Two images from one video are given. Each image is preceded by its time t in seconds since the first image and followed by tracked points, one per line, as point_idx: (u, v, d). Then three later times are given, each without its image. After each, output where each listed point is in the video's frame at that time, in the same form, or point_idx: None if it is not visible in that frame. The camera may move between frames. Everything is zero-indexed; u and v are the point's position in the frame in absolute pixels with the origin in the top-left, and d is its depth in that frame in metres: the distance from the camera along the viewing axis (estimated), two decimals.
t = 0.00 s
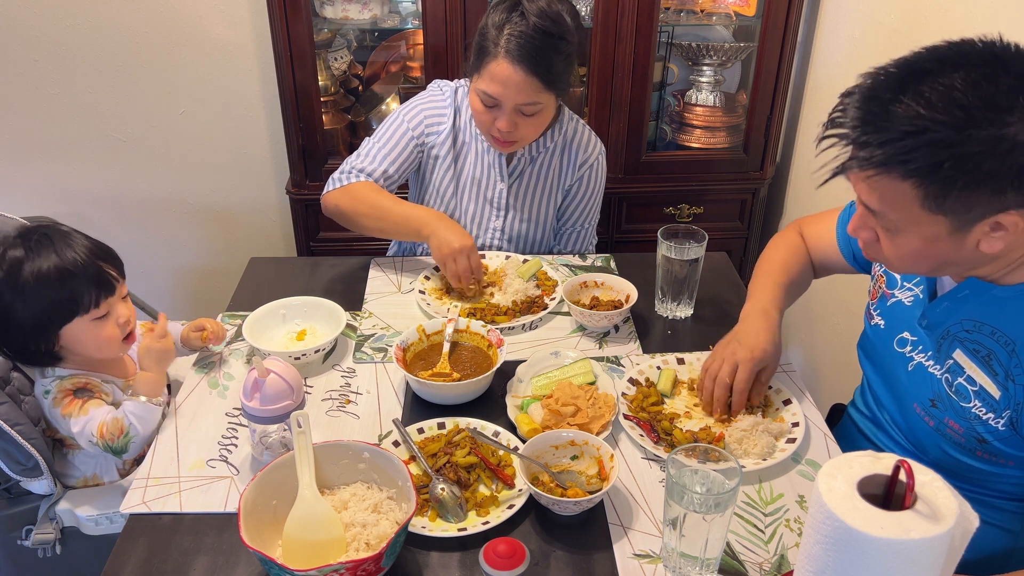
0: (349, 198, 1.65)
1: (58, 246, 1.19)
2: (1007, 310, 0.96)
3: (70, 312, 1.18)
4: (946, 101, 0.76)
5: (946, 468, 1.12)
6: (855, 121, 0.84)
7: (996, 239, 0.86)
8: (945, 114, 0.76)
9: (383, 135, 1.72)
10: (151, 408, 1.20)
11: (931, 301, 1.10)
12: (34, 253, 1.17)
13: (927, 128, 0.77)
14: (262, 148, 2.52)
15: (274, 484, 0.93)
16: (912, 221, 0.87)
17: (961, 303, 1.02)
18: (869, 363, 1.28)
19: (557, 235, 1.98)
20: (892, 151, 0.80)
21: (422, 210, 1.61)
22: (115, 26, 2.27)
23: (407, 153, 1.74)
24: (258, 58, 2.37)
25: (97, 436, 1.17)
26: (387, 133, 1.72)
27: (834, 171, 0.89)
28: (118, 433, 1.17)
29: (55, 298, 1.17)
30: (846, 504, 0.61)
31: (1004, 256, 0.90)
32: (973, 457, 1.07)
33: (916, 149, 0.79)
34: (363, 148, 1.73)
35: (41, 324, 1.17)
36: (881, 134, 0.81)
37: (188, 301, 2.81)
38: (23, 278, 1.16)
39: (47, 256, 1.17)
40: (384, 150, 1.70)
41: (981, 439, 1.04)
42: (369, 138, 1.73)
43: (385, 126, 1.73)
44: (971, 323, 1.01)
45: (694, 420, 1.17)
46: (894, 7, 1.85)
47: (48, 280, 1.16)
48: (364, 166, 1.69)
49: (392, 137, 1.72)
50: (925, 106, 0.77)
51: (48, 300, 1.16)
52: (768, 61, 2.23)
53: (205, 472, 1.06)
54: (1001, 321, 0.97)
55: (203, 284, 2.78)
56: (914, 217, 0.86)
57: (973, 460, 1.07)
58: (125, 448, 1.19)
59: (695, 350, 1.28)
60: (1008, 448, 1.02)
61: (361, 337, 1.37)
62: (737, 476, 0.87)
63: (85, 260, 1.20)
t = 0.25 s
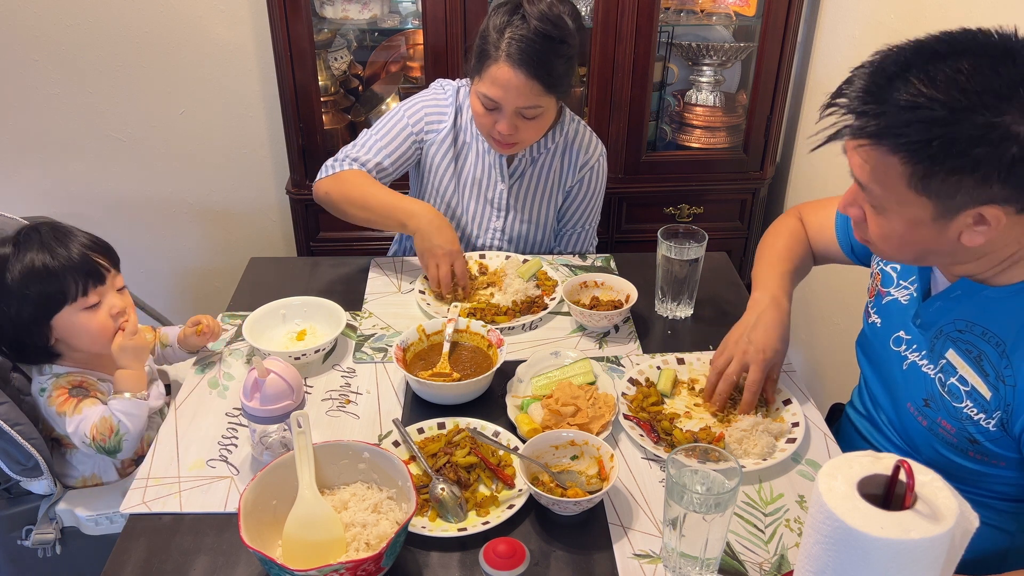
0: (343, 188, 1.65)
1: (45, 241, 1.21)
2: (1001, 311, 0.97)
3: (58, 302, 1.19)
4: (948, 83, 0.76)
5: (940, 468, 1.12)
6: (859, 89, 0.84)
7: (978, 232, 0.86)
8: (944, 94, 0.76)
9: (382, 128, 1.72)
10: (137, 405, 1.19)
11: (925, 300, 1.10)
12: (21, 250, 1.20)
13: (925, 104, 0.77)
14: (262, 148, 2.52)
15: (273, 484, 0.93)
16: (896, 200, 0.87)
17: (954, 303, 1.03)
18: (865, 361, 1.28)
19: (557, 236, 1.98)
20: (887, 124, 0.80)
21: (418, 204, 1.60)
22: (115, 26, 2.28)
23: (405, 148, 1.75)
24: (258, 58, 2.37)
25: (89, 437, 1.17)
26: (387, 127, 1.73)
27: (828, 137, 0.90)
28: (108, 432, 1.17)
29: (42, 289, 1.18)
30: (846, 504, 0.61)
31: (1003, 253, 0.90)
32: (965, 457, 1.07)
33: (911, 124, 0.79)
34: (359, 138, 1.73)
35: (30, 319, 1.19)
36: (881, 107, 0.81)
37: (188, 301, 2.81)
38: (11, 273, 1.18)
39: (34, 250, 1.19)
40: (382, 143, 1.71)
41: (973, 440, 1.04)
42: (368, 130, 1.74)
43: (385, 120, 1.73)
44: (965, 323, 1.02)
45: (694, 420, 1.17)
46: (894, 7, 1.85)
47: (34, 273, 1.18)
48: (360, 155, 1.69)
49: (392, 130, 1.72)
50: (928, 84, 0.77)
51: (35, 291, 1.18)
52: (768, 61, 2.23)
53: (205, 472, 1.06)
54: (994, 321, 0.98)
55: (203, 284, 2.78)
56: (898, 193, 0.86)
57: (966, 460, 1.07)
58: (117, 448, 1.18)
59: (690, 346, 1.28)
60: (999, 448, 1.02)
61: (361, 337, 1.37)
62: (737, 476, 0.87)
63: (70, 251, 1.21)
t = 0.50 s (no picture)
0: (344, 197, 1.66)
1: (47, 238, 1.22)
2: (996, 312, 0.97)
3: (54, 300, 1.19)
4: (952, 75, 0.76)
5: (937, 469, 1.12)
6: (865, 74, 0.84)
7: (974, 229, 0.86)
8: (946, 84, 0.76)
9: (381, 136, 1.72)
10: (131, 401, 1.19)
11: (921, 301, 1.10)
12: (22, 245, 1.20)
13: (927, 95, 0.77)
14: (262, 148, 2.53)
15: (273, 484, 0.93)
16: (893, 189, 0.87)
17: (949, 305, 1.03)
18: (864, 363, 1.28)
19: (558, 236, 1.98)
20: (889, 112, 0.81)
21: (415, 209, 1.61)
22: (115, 26, 2.28)
23: (405, 154, 1.75)
24: (258, 57, 2.37)
25: (85, 435, 1.17)
26: (385, 134, 1.72)
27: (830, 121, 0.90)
28: (104, 429, 1.17)
29: (38, 286, 1.18)
30: (846, 504, 0.61)
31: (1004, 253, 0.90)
32: (962, 458, 1.07)
33: (912, 113, 0.79)
34: (359, 146, 1.74)
35: (22, 315, 1.18)
36: (885, 95, 0.81)
37: (188, 301, 2.82)
38: (9, 267, 1.18)
39: (34, 246, 1.20)
40: (381, 151, 1.71)
41: (970, 441, 1.04)
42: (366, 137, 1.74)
43: (383, 127, 1.73)
44: (960, 324, 1.02)
45: (694, 420, 1.17)
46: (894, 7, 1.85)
47: (32, 269, 1.18)
48: (359, 165, 1.70)
49: (390, 137, 1.72)
50: (932, 75, 0.77)
51: (31, 288, 1.18)
52: (768, 61, 2.23)
53: (204, 473, 1.06)
54: (989, 322, 0.98)
55: (203, 284, 2.78)
56: (895, 181, 0.86)
57: (963, 461, 1.07)
58: (114, 445, 1.19)
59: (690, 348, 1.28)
60: (996, 449, 1.02)
61: (361, 337, 1.37)
62: (737, 476, 0.88)
63: (70, 249, 1.22)
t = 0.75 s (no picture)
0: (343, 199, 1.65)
1: (54, 236, 1.22)
2: (993, 314, 0.96)
3: (59, 297, 1.20)
4: (935, 83, 0.76)
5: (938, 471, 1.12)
6: (849, 92, 0.84)
7: (975, 231, 0.86)
8: (931, 93, 0.76)
9: (380, 138, 1.72)
10: (132, 400, 1.19)
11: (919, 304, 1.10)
12: (28, 243, 1.21)
13: (913, 104, 0.77)
14: (262, 148, 2.52)
15: (273, 484, 0.93)
16: (891, 199, 0.86)
17: (947, 307, 1.02)
18: (865, 365, 1.28)
19: (557, 237, 1.98)
20: (878, 125, 0.80)
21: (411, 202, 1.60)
22: (115, 26, 2.27)
23: (403, 156, 1.74)
24: (258, 58, 2.37)
25: (87, 434, 1.17)
26: (384, 136, 1.72)
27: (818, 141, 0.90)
28: (106, 429, 1.17)
29: (44, 283, 1.18)
30: (846, 504, 0.61)
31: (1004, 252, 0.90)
32: (963, 460, 1.07)
33: (900, 124, 0.79)
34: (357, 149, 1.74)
35: (27, 312, 1.18)
36: (870, 109, 0.81)
37: (188, 301, 2.81)
38: (14, 264, 1.19)
39: (41, 244, 1.20)
40: (380, 153, 1.70)
41: (970, 443, 1.04)
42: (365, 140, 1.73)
43: (382, 129, 1.73)
44: (958, 326, 1.01)
45: (694, 420, 1.18)
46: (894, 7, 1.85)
47: (39, 267, 1.19)
48: (358, 167, 1.70)
49: (389, 139, 1.72)
50: (916, 85, 0.77)
51: (36, 285, 1.18)
52: (768, 61, 2.23)
53: (204, 472, 1.06)
54: (987, 324, 0.97)
55: (203, 284, 2.78)
56: (892, 194, 0.86)
57: (964, 463, 1.07)
58: (116, 444, 1.19)
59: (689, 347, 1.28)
60: (997, 451, 1.02)
61: (361, 337, 1.37)
62: (737, 476, 0.88)
63: (77, 248, 1.22)
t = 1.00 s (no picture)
0: (342, 203, 1.66)
1: (68, 236, 1.22)
2: (976, 314, 0.96)
3: (69, 297, 1.20)
4: (888, 99, 0.77)
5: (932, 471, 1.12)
6: (809, 115, 0.85)
7: (951, 236, 0.86)
8: (885, 109, 0.77)
9: (379, 141, 1.72)
10: (133, 404, 1.19)
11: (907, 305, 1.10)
12: (40, 241, 1.20)
13: (868, 123, 0.79)
14: (262, 148, 2.52)
15: (273, 484, 0.93)
16: (863, 215, 0.87)
17: (933, 308, 1.02)
18: (860, 367, 1.28)
19: (558, 239, 1.98)
20: (838, 145, 0.82)
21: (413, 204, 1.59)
22: (115, 26, 2.28)
23: (403, 159, 1.74)
24: (258, 58, 2.37)
25: (86, 436, 1.16)
26: (384, 139, 1.72)
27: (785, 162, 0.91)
28: (105, 431, 1.17)
29: (55, 282, 1.18)
30: (846, 504, 0.61)
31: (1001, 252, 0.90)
32: (954, 460, 1.07)
33: (858, 142, 0.80)
34: (356, 154, 1.74)
35: (35, 309, 1.18)
36: (829, 130, 0.82)
37: (188, 301, 2.81)
38: (26, 260, 1.18)
39: (55, 243, 1.20)
40: (379, 157, 1.70)
41: (960, 443, 1.04)
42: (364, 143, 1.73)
43: (382, 131, 1.73)
44: (944, 327, 1.01)
45: (694, 420, 1.18)
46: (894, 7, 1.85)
47: (51, 265, 1.18)
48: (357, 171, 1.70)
49: (388, 142, 1.72)
50: (868, 103, 0.79)
51: (47, 283, 1.18)
52: (768, 61, 2.23)
53: (205, 473, 1.06)
54: (970, 324, 0.97)
55: (203, 284, 2.78)
56: (862, 210, 0.86)
57: (955, 463, 1.07)
58: (114, 447, 1.18)
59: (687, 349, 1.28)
60: (985, 450, 1.02)
61: (361, 337, 1.37)
62: (737, 476, 0.88)
63: (90, 248, 1.22)
